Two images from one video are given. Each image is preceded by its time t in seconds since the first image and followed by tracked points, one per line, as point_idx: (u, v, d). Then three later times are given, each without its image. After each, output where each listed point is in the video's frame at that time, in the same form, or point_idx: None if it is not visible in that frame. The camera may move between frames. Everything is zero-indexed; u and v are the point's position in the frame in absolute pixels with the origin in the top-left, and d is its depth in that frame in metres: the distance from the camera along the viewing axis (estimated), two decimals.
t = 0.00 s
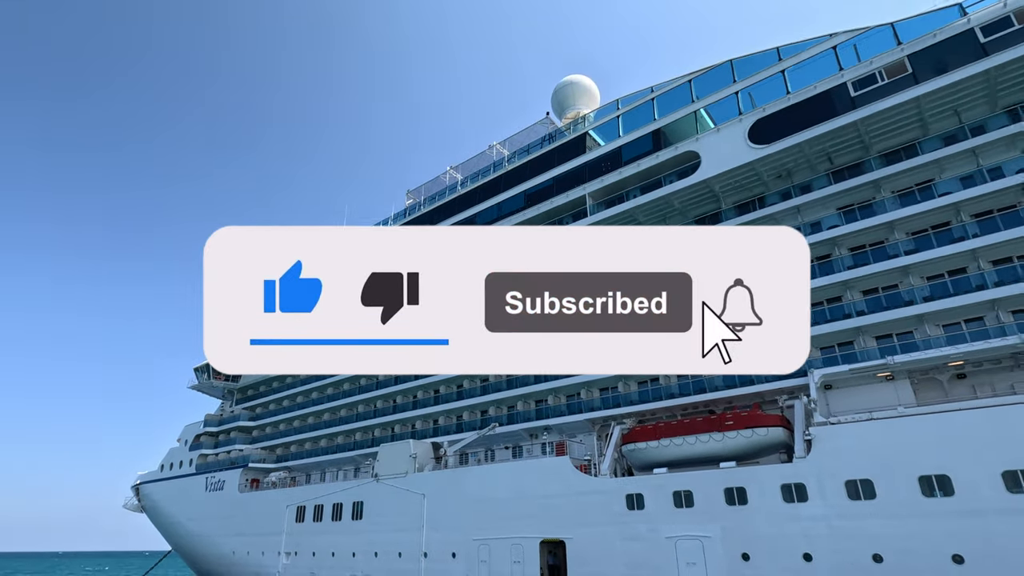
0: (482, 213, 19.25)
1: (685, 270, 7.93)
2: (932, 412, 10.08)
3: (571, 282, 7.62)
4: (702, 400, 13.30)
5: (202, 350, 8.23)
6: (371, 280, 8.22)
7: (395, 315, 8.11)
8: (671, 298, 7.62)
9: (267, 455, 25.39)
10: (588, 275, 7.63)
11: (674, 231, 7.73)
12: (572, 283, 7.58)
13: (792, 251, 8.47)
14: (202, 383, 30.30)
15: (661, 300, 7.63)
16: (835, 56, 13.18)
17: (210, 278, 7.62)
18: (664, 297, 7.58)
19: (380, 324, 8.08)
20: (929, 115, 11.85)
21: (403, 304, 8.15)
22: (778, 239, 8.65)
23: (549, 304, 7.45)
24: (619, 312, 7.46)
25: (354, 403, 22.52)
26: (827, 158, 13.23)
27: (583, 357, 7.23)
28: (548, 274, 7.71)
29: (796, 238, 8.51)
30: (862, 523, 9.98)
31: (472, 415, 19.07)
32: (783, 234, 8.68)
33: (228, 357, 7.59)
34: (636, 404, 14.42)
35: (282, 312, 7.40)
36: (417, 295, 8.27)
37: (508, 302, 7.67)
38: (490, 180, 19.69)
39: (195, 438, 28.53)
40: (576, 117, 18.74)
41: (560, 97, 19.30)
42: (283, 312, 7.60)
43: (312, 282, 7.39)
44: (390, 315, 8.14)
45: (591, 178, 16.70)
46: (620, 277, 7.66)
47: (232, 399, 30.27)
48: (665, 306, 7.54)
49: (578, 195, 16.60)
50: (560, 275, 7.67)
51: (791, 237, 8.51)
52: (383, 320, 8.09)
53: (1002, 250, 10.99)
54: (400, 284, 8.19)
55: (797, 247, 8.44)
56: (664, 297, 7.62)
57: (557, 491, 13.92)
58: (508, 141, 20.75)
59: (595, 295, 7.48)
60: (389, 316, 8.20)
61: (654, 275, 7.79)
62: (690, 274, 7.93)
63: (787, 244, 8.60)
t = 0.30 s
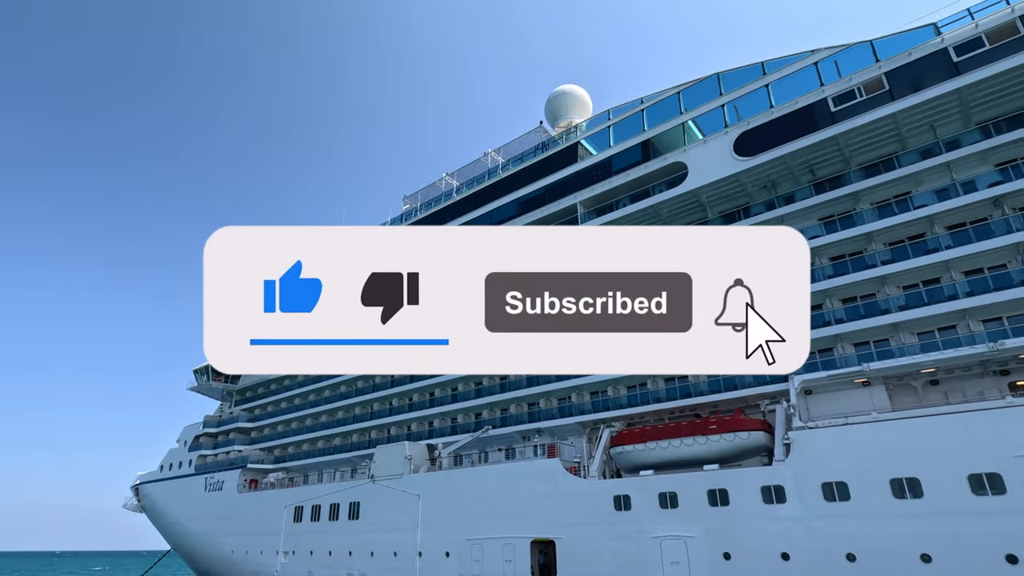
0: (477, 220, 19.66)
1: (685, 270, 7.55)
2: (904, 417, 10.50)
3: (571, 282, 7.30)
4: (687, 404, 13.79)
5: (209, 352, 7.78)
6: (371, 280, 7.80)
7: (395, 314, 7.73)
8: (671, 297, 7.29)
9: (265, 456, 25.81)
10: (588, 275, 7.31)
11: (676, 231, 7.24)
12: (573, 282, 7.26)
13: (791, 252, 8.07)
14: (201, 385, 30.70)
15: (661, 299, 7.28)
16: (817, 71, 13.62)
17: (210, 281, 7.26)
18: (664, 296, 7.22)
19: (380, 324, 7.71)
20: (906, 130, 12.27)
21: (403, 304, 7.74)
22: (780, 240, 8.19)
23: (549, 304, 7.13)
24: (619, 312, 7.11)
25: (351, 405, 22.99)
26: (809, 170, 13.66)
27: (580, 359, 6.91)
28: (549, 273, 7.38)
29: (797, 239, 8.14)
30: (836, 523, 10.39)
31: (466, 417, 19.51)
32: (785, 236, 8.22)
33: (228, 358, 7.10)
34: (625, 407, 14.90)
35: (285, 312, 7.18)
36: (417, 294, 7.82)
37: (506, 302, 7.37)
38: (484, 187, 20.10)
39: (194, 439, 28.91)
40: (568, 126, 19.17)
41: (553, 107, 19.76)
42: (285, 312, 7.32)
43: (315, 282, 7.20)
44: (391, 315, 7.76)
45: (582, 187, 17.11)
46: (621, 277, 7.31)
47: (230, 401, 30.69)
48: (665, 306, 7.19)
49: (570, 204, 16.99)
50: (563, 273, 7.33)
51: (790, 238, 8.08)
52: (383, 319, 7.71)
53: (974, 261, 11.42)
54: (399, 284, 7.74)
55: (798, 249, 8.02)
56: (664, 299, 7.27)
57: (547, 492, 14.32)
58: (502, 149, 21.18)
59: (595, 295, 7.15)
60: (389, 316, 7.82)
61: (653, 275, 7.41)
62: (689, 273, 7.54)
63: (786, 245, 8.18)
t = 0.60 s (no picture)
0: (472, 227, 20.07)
1: (685, 268, 6.56)
2: (879, 421, 10.91)
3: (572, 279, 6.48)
4: (674, 408, 14.25)
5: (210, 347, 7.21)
6: (371, 280, 6.90)
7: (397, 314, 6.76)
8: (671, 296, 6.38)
9: (264, 457, 26.25)
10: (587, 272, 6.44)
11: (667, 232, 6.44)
12: (572, 281, 6.43)
13: (791, 253, 6.82)
14: (200, 387, 31.08)
15: (662, 298, 6.39)
16: (800, 86, 14.08)
17: (210, 281, 6.65)
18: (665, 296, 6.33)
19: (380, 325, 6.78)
20: (884, 144, 12.71)
21: (403, 305, 6.78)
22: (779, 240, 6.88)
23: (550, 303, 6.31)
24: (619, 312, 6.27)
25: (348, 408, 23.39)
26: (793, 181, 14.09)
27: (582, 362, 6.18)
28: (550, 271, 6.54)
29: (797, 235, 6.89)
30: (813, 524, 10.82)
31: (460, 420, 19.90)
32: (786, 236, 6.90)
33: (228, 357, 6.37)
34: (614, 411, 15.38)
35: (284, 313, 6.44)
36: (418, 294, 6.87)
37: (505, 303, 6.50)
38: (479, 194, 20.50)
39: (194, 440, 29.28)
40: (562, 135, 19.58)
41: (547, 116, 20.18)
42: (286, 311, 6.66)
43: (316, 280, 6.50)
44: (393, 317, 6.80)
45: (574, 195, 17.53)
46: (621, 275, 6.43)
47: (230, 402, 31.08)
48: (666, 306, 6.30)
49: (561, 212, 17.40)
50: (560, 271, 6.53)
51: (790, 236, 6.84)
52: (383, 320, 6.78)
53: (947, 271, 11.85)
54: (399, 284, 6.79)
55: (798, 251, 6.80)
56: (664, 298, 6.38)
57: (538, 494, 14.72)
58: (497, 156, 21.58)
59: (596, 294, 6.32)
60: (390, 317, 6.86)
61: (652, 273, 6.50)
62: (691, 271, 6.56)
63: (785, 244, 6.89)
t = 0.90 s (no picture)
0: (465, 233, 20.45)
1: (684, 269, 7.47)
2: (851, 428, 11.37)
3: (572, 281, 7.28)
4: (657, 413, 14.77)
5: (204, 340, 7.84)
6: (370, 280, 7.78)
7: (396, 313, 7.71)
8: (671, 297, 7.24)
9: (258, 459, 26.58)
10: (588, 275, 7.30)
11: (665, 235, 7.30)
12: (572, 283, 7.25)
13: (791, 253, 8.21)
14: (195, 389, 31.38)
15: (661, 299, 7.26)
16: (781, 102, 14.55)
17: (209, 280, 7.33)
18: (665, 296, 7.18)
19: (380, 324, 7.71)
20: (860, 160, 13.18)
21: (403, 304, 7.71)
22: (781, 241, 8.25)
23: (549, 304, 7.13)
24: (619, 312, 7.12)
25: (342, 410, 23.75)
26: (773, 194, 14.54)
27: (584, 359, 6.93)
28: (548, 273, 7.38)
29: (797, 238, 8.26)
30: (787, 525, 11.28)
31: (451, 423, 20.30)
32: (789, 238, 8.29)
33: (230, 358, 6.92)
34: (601, 415, 15.85)
35: (284, 312, 7.33)
36: (417, 294, 7.80)
37: (507, 303, 7.34)
38: (472, 202, 20.91)
39: (188, 442, 29.54)
40: (553, 144, 20.00)
41: (538, 126, 20.61)
42: (286, 312, 7.46)
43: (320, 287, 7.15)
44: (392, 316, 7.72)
45: (564, 204, 17.94)
46: (620, 277, 7.30)
47: (224, 404, 31.36)
48: (665, 306, 7.18)
49: (550, 220, 17.80)
50: (558, 272, 7.35)
51: (789, 237, 8.24)
52: (382, 319, 7.71)
53: (919, 283, 12.31)
54: (399, 284, 7.74)
55: (799, 252, 8.21)
56: (664, 298, 7.25)
57: (526, 496, 15.15)
58: (489, 164, 21.99)
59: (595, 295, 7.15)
60: (389, 317, 7.79)
61: (653, 275, 7.41)
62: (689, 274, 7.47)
63: (786, 245, 8.29)
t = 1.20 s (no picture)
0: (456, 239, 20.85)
1: (685, 270, 7.44)
2: (823, 434, 11.82)
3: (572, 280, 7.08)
4: (640, 418, 15.22)
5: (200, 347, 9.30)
6: (371, 280, 7.75)
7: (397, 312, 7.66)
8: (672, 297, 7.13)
9: (250, 460, 26.87)
10: (587, 275, 7.15)
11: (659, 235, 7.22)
12: (572, 282, 7.07)
13: (790, 255, 8.23)
14: (189, 391, 31.63)
15: (662, 298, 7.13)
16: (761, 118, 15.04)
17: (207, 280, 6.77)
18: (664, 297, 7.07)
19: (380, 324, 7.71)
20: (836, 175, 13.66)
21: (403, 304, 7.65)
22: (782, 244, 8.21)
23: (548, 304, 6.96)
24: (619, 312, 6.99)
25: (335, 413, 24.06)
26: (754, 207, 15.00)
27: (582, 359, 6.83)
28: (549, 273, 7.21)
29: (798, 239, 8.21)
30: (761, 528, 11.73)
31: (440, 427, 20.68)
32: (790, 241, 8.22)
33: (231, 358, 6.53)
34: (586, 420, 16.27)
35: (284, 312, 6.90)
36: (417, 295, 7.76)
37: (506, 304, 7.23)
38: (463, 209, 21.32)
39: (181, 444, 29.77)
40: (542, 154, 20.45)
41: (528, 136, 21.06)
42: (285, 311, 7.07)
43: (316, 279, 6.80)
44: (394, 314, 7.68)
45: (553, 213, 18.36)
46: (620, 277, 7.16)
47: (217, 406, 31.58)
48: (665, 306, 7.10)
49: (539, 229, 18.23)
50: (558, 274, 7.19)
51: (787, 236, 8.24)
52: (383, 319, 7.71)
53: (890, 295, 12.79)
54: (400, 284, 7.72)
55: (795, 253, 8.19)
56: (663, 298, 7.14)
57: (512, 498, 15.57)
58: (481, 172, 22.40)
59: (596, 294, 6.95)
60: (390, 317, 7.73)
61: (653, 275, 7.30)
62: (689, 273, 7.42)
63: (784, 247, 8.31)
